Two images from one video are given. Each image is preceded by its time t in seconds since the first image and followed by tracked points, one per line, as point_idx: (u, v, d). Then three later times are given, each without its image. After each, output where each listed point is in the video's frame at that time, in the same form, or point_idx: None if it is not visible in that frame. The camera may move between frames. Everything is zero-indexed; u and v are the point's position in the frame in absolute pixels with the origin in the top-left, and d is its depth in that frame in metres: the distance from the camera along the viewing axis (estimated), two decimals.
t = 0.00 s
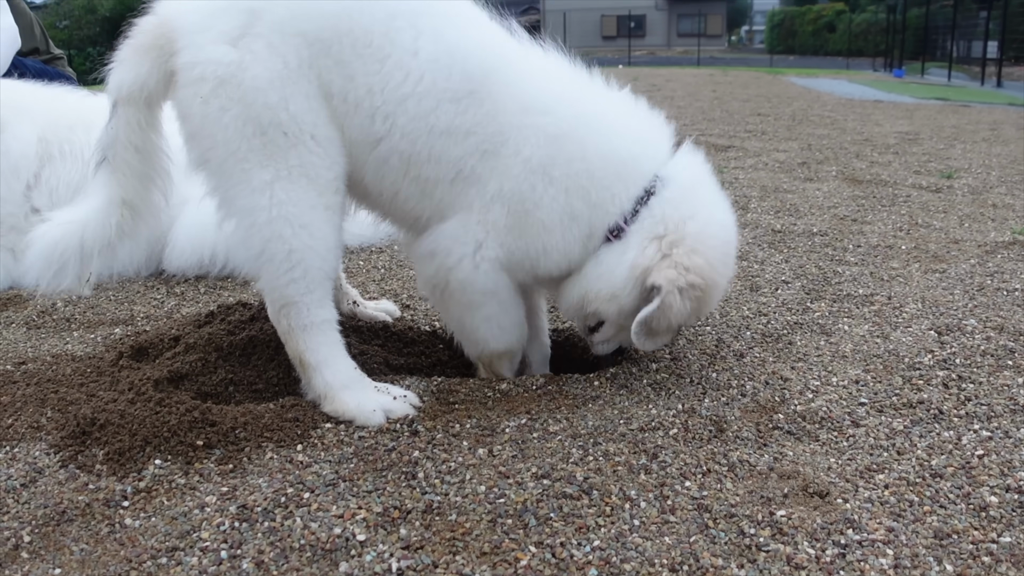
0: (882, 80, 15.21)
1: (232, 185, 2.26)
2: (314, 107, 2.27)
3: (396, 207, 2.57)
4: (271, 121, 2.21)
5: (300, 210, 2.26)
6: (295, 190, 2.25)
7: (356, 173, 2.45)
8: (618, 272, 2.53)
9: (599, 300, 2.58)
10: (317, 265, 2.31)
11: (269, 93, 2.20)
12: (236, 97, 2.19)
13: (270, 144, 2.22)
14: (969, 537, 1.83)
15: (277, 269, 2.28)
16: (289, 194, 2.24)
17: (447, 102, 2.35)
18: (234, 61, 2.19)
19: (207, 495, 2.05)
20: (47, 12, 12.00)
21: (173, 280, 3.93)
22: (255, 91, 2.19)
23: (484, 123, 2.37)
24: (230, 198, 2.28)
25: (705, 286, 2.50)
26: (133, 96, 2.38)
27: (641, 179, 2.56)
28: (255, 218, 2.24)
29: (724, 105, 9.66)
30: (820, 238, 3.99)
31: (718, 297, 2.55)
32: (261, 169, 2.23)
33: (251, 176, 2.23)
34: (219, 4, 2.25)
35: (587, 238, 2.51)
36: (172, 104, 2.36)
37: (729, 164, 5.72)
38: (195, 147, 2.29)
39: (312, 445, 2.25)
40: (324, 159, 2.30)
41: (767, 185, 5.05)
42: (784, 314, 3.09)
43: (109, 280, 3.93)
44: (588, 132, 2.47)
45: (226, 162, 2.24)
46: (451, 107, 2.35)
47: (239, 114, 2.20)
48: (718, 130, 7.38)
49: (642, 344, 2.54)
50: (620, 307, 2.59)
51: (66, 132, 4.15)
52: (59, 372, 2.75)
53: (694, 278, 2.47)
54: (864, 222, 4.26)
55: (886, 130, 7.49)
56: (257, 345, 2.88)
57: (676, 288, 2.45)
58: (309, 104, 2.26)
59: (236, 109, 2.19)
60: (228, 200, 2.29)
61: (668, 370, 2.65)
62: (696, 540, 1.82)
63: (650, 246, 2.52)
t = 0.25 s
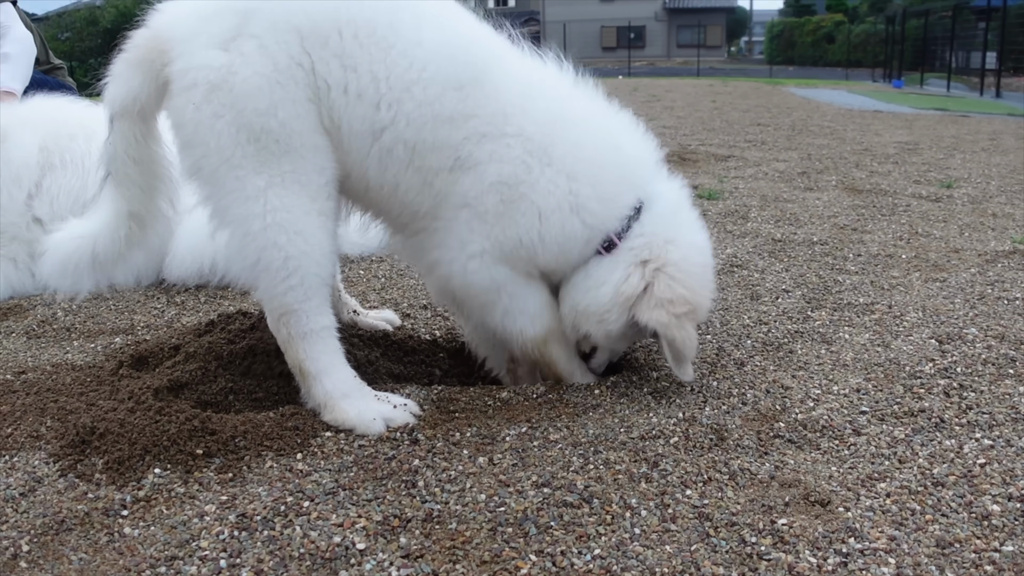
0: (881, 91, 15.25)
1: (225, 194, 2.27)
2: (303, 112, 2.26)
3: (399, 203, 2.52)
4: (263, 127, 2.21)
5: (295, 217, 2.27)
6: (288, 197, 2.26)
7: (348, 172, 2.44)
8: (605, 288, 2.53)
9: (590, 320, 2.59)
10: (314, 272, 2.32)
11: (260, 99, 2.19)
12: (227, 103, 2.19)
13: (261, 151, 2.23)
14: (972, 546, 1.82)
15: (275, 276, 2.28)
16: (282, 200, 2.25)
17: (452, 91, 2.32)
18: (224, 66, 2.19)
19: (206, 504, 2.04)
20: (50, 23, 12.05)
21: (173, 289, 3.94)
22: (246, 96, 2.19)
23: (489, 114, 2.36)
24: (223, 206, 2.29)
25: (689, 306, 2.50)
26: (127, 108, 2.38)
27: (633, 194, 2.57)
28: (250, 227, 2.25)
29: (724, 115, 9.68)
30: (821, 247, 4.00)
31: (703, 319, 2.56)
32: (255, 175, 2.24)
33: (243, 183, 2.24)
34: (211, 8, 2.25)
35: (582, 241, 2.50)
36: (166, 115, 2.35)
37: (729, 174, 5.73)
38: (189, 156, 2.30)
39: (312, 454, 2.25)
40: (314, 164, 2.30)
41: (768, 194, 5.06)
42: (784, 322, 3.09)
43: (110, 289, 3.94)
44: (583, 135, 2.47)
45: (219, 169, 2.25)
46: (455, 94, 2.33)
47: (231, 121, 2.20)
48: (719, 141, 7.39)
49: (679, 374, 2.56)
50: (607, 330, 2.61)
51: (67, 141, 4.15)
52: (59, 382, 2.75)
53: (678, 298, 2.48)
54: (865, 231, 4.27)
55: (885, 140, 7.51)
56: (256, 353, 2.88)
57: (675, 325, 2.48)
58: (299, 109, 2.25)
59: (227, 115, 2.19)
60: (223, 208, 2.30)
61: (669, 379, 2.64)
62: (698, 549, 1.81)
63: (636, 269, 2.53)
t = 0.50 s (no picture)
0: (881, 97, 15.28)
1: (222, 208, 2.28)
2: (296, 127, 2.25)
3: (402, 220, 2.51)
4: (257, 143, 2.21)
5: (290, 229, 2.27)
6: (283, 210, 2.26)
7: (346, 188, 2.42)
8: (611, 293, 2.56)
9: (592, 320, 2.58)
10: (310, 283, 2.32)
11: (252, 115, 2.19)
12: (221, 119, 2.20)
13: (256, 165, 2.23)
14: (971, 553, 1.82)
15: (271, 287, 2.29)
16: (277, 213, 2.25)
17: (456, 109, 2.32)
18: (217, 82, 2.19)
19: (204, 511, 2.04)
20: (51, 29, 12.06)
21: (173, 296, 3.93)
22: (239, 112, 2.19)
23: (493, 134, 2.36)
24: (221, 219, 2.30)
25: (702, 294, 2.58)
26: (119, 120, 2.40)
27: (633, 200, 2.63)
28: (247, 239, 2.25)
29: (723, 122, 9.70)
30: (820, 254, 4.00)
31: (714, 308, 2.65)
32: (249, 189, 2.24)
33: (240, 198, 2.25)
34: (203, 23, 2.25)
35: (589, 256, 2.55)
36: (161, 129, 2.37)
37: (728, 180, 5.74)
38: (186, 169, 2.31)
39: (310, 461, 2.25)
40: (309, 177, 2.30)
41: (767, 201, 5.07)
42: (783, 329, 3.09)
43: (110, 296, 3.93)
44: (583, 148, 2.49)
45: (214, 184, 2.26)
46: (458, 112, 2.33)
47: (225, 138, 2.21)
48: (718, 147, 7.41)
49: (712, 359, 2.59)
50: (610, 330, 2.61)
51: (67, 147, 4.17)
52: (58, 388, 2.75)
53: (691, 290, 2.55)
54: (863, 238, 4.27)
55: (884, 147, 7.52)
56: (255, 360, 2.88)
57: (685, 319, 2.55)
58: (292, 124, 2.25)
59: (221, 131, 2.20)
60: (220, 221, 2.31)
61: (668, 386, 2.64)
62: (696, 556, 1.81)
63: (643, 268, 2.58)
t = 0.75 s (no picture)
0: (880, 100, 15.29)
1: (213, 217, 2.28)
2: (290, 138, 2.29)
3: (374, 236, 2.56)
4: (250, 153, 2.24)
5: (282, 236, 2.27)
6: (276, 218, 2.27)
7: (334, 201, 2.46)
8: (595, 304, 2.51)
9: (587, 331, 2.57)
10: (304, 291, 2.32)
11: (245, 126, 2.22)
12: (214, 130, 2.22)
13: (248, 174, 2.25)
14: (972, 558, 1.82)
15: (265, 297, 2.29)
16: (270, 221, 2.26)
17: (419, 129, 2.35)
18: (210, 95, 2.22)
19: (206, 515, 2.04)
20: (52, 32, 12.10)
21: (174, 300, 3.93)
22: (232, 124, 2.22)
23: (455, 150, 2.36)
24: (212, 229, 2.30)
25: (680, 308, 2.44)
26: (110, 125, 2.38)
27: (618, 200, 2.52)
28: (239, 248, 2.26)
29: (723, 125, 9.71)
30: (820, 258, 4.01)
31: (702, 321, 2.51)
32: (243, 199, 2.25)
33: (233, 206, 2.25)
34: (193, 38, 2.29)
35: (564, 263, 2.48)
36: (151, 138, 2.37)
37: (728, 184, 5.74)
38: (178, 180, 2.32)
39: (311, 466, 2.25)
40: (304, 186, 2.32)
41: (767, 205, 5.07)
42: (784, 334, 3.10)
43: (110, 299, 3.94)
44: (561, 154, 2.43)
45: (205, 194, 2.27)
46: (421, 133, 2.35)
47: (217, 148, 2.23)
48: (718, 151, 7.41)
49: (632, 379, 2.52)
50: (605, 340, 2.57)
51: (67, 152, 4.18)
52: (59, 392, 2.75)
53: (669, 301, 2.42)
54: (864, 242, 4.28)
55: (884, 151, 7.53)
56: (256, 364, 2.89)
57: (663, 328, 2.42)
58: (286, 135, 2.28)
59: (214, 142, 2.22)
60: (211, 232, 2.31)
61: (668, 391, 2.65)
62: (698, 562, 1.82)
63: (628, 277, 2.48)
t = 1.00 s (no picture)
0: (880, 104, 15.30)
1: (219, 212, 2.28)
2: (297, 133, 2.27)
3: (399, 220, 2.51)
4: (256, 148, 2.22)
5: (287, 237, 2.27)
6: (283, 215, 2.26)
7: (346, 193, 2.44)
8: (619, 286, 2.55)
9: (609, 317, 2.60)
10: (308, 291, 2.32)
11: (252, 120, 2.20)
12: (221, 125, 2.21)
13: (255, 171, 2.24)
14: (970, 563, 1.81)
15: (270, 296, 2.29)
16: (276, 219, 2.26)
17: (449, 105, 2.34)
18: (218, 88, 2.20)
19: (204, 520, 2.04)
20: (53, 37, 12.12)
21: (172, 304, 3.93)
22: (238, 118, 2.20)
23: (484, 129, 2.37)
24: (218, 225, 2.29)
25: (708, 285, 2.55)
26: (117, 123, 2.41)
27: (633, 186, 2.60)
28: (246, 247, 2.25)
29: (723, 129, 9.72)
30: (819, 261, 4.01)
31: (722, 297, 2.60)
32: (249, 196, 2.24)
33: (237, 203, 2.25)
34: (206, 28, 2.28)
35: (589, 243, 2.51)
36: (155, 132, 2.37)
37: (727, 188, 5.74)
38: (184, 176, 2.31)
39: (309, 470, 2.25)
40: (309, 184, 2.31)
41: (766, 209, 5.07)
42: (782, 337, 3.10)
43: (108, 304, 3.94)
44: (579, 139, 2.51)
45: (213, 190, 2.26)
46: (450, 110, 2.34)
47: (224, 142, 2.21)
48: (717, 154, 7.42)
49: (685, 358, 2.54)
50: (626, 325, 2.63)
51: (66, 156, 4.18)
52: (57, 396, 2.75)
53: (695, 279, 2.53)
54: (862, 245, 4.28)
55: (883, 154, 7.54)
56: (254, 369, 2.89)
57: (693, 305, 2.50)
58: (293, 130, 2.26)
59: (220, 137, 2.21)
60: (217, 228, 2.31)
61: (666, 395, 2.64)
62: (695, 567, 1.81)
63: (653, 258, 2.56)
